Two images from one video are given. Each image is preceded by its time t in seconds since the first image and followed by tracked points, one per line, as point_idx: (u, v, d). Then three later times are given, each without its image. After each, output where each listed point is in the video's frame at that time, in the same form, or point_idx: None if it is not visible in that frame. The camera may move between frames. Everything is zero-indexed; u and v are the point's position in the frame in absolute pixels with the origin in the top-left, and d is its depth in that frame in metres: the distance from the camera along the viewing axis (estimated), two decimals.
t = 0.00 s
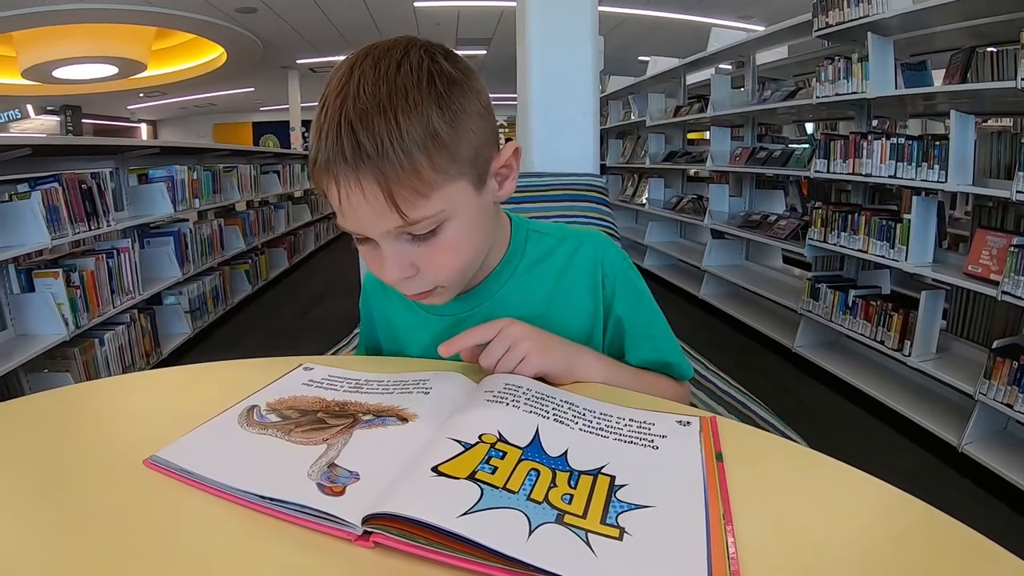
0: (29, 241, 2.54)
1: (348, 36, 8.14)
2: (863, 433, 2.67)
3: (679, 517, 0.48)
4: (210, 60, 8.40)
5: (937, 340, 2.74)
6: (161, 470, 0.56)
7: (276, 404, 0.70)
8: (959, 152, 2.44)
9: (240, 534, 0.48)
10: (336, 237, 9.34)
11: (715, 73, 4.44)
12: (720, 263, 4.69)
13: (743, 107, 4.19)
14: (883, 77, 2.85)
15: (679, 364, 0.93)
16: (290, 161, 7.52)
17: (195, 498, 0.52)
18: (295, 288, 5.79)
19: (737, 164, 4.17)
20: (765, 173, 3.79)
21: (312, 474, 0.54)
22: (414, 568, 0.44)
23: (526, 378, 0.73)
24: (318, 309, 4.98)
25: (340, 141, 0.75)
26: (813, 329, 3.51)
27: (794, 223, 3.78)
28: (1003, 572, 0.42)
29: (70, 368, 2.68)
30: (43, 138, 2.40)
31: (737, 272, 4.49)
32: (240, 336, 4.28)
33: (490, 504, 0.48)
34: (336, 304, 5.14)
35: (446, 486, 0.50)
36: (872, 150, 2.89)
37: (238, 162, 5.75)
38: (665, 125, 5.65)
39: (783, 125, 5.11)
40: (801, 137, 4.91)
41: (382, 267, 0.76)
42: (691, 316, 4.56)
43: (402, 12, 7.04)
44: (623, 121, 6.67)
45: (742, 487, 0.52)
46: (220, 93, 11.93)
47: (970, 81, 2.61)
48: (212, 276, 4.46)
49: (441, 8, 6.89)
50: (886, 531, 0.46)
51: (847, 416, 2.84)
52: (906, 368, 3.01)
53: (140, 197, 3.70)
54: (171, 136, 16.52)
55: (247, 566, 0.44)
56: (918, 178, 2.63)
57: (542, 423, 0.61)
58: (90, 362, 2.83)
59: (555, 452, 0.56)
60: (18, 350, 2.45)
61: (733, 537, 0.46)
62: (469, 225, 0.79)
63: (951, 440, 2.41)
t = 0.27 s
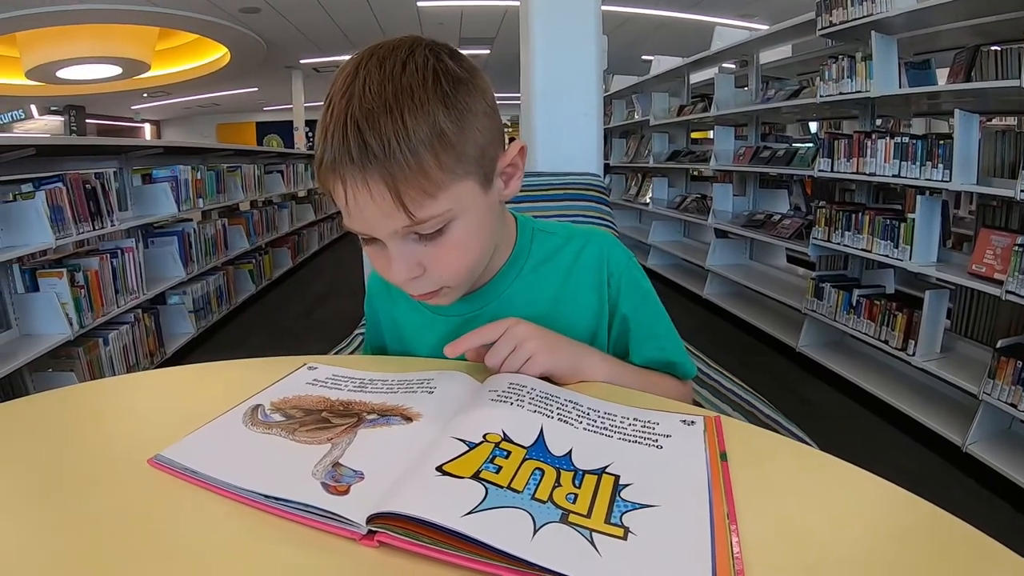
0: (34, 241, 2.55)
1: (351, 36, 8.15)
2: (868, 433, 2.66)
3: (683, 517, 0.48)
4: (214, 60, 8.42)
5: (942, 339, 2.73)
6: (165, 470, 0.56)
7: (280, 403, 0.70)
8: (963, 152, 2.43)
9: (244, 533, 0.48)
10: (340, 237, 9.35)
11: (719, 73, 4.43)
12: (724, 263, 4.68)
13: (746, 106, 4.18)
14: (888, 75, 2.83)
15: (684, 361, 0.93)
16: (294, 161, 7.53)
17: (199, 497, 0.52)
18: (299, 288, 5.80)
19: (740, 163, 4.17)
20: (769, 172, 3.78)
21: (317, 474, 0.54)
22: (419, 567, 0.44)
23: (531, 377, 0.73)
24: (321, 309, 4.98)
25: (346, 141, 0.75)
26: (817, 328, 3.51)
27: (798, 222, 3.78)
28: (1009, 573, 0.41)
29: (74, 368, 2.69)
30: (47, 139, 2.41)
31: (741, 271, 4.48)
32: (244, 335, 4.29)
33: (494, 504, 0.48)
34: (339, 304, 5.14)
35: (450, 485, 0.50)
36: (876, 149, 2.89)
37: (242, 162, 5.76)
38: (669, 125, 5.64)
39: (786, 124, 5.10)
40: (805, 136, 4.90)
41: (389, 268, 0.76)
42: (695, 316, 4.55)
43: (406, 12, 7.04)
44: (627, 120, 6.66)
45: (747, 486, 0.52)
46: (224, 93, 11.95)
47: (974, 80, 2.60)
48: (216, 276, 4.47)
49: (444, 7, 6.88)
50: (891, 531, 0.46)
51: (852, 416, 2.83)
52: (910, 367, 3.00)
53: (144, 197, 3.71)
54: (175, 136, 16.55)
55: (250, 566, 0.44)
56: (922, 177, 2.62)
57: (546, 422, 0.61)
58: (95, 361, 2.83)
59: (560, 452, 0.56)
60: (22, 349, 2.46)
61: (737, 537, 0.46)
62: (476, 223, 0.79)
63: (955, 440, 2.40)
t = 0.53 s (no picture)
0: (38, 240, 2.55)
1: (354, 35, 8.15)
2: (871, 433, 2.65)
3: (687, 516, 0.47)
4: (217, 60, 8.43)
5: (945, 339, 2.72)
6: (169, 469, 0.56)
7: (284, 402, 0.70)
8: (967, 151, 2.42)
9: (247, 533, 0.48)
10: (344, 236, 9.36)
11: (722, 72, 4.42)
12: (727, 262, 4.67)
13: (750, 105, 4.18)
14: (891, 75, 2.82)
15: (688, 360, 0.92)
16: (297, 160, 7.54)
17: (202, 496, 0.52)
18: (302, 287, 5.81)
19: (743, 163, 4.16)
20: (772, 171, 3.77)
21: (320, 473, 0.54)
22: (422, 567, 0.43)
23: (536, 377, 0.73)
24: (325, 308, 4.99)
25: (347, 131, 0.75)
26: (820, 328, 3.50)
27: (802, 221, 3.77)
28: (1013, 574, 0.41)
29: (78, 367, 2.70)
30: (51, 139, 2.41)
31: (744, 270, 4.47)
32: (247, 334, 4.29)
33: (498, 504, 0.48)
34: (343, 303, 5.15)
35: (453, 483, 0.50)
36: (880, 149, 2.88)
37: (245, 162, 5.77)
38: (672, 124, 5.63)
39: (790, 123, 5.09)
40: (809, 135, 4.89)
41: (391, 259, 0.76)
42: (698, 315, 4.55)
43: (409, 11, 7.04)
44: (630, 120, 6.66)
45: (750, 486, 0.52)
46: (228, 92, 11.97)
47: (977, 79, 2.59)
48: (220, 275, 4.48)
49: (447, 7, 6.88)
50: (895, 531, 0.46)
51: (856, 416, 2.83)
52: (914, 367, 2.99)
53: (147, 197, 3.71)
54: (178, 135, 16.58)
55: (253, 566, 0.44)
56: (926, 177, 2.61)
57: (550, 421, 0.61)
58: (98, 360, 2.84)
59: (564, 451, 0.56)
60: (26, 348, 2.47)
61: (741, 537, 0.45)
62: (478, 215, 0.79)
63: (958, 440, 2.39)
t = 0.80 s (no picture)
0: (40, 239, 2.56)
1: (356, 35, 8.15)
2: (872, 434, 2.65)
3: (688, 516, 0.47)
4: (218, 59, 8.44)
5: (947, 340, 2.72)
6: (171, 468, 0.56)
7: (285, 402, 0.70)
8: (969, 152, 2.42)
9: (248, 532, 0.48)
10: (346, 236, 9.36)
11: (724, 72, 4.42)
12: (729, 262, 4.67)
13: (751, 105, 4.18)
14: (893, 75, 2.82)
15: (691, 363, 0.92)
16: (299, 160, 7.55)
17: (203, 496, 0.52)
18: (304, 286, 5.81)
19: (745, 162, 4.16)
20: (774, 171, 3.77)
21: (322, 472, 0.54)
22: (423, 566, 0.44)
23: (538, 377, 0.73)
24: (326, 308, 4.99)
25: (370, 111, 0.75)
26: (822, 328, 3.50)
27: (803, 221, 3.77)
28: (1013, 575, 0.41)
29: (79, 366, 2.70)
30: (52, 139, 2.41)
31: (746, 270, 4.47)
32: (249, 334, 4.30)
33: (499, 503, 0.48)
34: (344, 303, 5.15)
35: (455, 483, 0.50)
36: (882, 149, 2.87)
37: (247, 161, 5.78)
38: (674, 124, 5.63)
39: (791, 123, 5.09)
40: (810, 135, 4.88)
41: (400, 244, 0.75)
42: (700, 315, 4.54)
43: (411, 11, 7.04)
44: (631, 119, 6.66)
45: (751, 486, 0.52)
46: (230, 92, 11.98)
47: (979, 79, 2.59)
48: (222, 274, 4.48)
49: (449, 6, 6.88)
50: (896, 531, 0.46)
51: (858, 416, 2.82)
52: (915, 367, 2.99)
53: (149, 196, 3.71)
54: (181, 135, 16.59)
55: (254, 566, 0.44)
56: (928, 177, 2.60)
57: (551, 421, 0.61)
58: (100, 360, 2.85)
59: (565, 451, 0.56)
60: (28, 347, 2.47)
61: (742, 536, 0.46)
62: (491, 206, 0.78)
63: (960, 441, 2.39)
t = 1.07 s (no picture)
0: (40, 239, 2.56)
1: (357, 35, 8.15)
2: (873, 434, 2.65)
3: (689, 516, 0.47)
4: (219, 59, 8.44)
5: (948, 340, 2.71)
6: (171, 468, 0.56)
7: (285, 402, 0.70)
8: (970, 151, 2.41)
9: (248, 532, 0.48)
10: (346, 236, 9.37)
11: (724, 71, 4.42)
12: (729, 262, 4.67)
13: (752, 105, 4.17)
14: (895, 74, 2.82)
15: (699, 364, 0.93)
16: (300, 160, 7.55)
17: (202, 496, 0.52)
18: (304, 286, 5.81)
19: (746, 162, 4.16)
20: (775, 171, 3.77)
21: (322, 472, 0.54)
22: (422, 566, 0.43)
23: (540, 378, 0.73)
24: (327, 307, 4.99)
25: (386, 80, 0.76)
26: (823, 327, 3.50)
27: (804, 221, 3.76)
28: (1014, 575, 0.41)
29: (80, 365, 2.70)
30: (53, 138, 2.42)
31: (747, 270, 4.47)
32: (250, 333, 4.30)
33: (500, 504, 0.48)
34: (345, 302, 5.15)
35: (455, 483, 0.50)
36: (883, 149, 2.87)
37: (248, 161, 5.78)
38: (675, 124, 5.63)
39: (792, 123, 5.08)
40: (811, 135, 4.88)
41: (408, 221, 0.74)
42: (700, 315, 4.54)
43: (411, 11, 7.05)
44: (632, 119, 6.65)
45: (752, 486, 0.52)
46: (231, 92, 11.98)
47: (979, 79, 2.58)
48: (222, 274, 4.49)
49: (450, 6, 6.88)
50: (896, 531, 0.46)
51: (859, 417, 2.82)
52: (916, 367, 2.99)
53: (150, 196, 3.71)
54: (181, 135, 16.60)
55: (256, 566, 0.44)
56: (929, 177, 2.60)
57: (552, 421, 0.61)
58: (100, 359, 2.85)
59: (565, 451, 0.56)
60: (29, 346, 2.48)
61: (742, 536, 0.45)
62: (503, 187, 0.77)
63: (961, 441, 2.39)
